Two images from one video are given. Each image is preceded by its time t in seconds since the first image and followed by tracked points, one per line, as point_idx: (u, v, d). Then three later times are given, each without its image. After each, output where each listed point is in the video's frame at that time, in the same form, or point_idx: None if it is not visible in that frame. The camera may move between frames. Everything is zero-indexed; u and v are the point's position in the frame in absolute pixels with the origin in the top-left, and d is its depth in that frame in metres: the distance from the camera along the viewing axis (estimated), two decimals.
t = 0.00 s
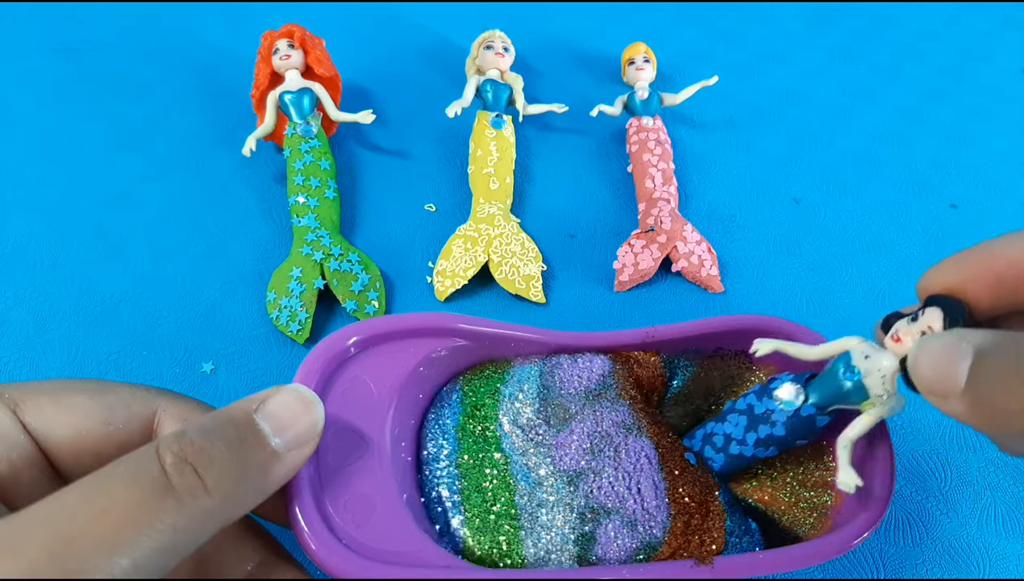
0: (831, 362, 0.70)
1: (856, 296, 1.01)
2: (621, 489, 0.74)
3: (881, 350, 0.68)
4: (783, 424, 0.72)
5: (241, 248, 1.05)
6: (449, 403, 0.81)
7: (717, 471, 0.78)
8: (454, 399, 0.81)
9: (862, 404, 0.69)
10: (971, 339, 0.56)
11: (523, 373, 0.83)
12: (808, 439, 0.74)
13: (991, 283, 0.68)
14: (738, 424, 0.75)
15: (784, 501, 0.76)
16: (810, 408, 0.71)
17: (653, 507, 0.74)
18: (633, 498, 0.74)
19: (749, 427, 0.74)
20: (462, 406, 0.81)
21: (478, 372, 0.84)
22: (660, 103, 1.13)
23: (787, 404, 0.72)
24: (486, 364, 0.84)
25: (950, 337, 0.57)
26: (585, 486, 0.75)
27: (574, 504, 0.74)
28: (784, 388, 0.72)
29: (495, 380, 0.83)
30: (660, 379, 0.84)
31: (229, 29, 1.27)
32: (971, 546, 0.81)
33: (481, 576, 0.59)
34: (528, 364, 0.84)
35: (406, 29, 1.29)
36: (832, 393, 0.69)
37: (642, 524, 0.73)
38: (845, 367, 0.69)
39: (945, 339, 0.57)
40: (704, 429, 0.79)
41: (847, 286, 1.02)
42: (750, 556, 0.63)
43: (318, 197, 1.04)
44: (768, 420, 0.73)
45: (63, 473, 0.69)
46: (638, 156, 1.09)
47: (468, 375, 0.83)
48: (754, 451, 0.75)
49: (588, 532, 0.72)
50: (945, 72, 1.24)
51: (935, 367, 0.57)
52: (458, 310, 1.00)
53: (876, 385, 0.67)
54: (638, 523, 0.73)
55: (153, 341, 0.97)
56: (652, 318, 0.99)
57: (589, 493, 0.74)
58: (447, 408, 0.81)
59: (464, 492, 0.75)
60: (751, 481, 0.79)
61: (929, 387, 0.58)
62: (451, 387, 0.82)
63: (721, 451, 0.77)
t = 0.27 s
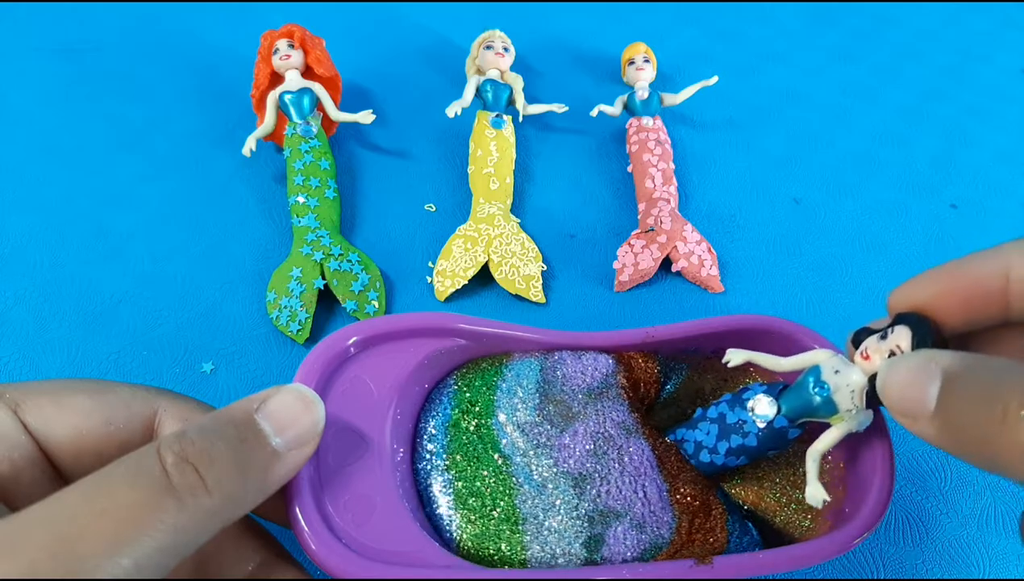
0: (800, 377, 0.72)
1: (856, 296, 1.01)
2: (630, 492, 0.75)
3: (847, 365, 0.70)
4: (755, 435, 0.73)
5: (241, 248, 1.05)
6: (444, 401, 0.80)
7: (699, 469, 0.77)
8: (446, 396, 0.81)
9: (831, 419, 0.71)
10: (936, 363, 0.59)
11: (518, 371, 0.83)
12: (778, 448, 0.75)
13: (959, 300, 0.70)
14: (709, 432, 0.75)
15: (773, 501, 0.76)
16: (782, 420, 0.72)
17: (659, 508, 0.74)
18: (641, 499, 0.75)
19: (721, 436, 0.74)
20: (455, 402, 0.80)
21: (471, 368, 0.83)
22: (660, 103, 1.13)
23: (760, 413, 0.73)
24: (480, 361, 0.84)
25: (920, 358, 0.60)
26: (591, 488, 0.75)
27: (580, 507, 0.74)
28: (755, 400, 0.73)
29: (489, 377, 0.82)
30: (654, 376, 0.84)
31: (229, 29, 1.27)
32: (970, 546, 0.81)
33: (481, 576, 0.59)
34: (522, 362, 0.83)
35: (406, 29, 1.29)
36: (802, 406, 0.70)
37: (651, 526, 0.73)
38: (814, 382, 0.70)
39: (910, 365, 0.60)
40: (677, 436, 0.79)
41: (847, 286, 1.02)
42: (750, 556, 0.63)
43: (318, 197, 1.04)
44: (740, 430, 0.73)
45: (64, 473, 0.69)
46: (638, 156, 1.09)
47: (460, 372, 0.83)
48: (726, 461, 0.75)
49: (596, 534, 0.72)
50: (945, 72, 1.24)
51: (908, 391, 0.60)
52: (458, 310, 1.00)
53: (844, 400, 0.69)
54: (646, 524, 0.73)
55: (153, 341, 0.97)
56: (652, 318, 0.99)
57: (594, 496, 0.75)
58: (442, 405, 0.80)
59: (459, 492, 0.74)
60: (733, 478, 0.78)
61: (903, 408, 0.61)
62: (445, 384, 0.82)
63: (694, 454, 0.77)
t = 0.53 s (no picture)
0: (807, 378, 0.74)
1: (856, 296, 1.01)
2: (637, 492, 0.75)
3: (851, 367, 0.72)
4: (764, 436, 0.74)
5: (242, 248, 1.05)
6: (449, 405, 0.81)
7: (705, 466, 0.78)
8: (449, 399, 0.81)
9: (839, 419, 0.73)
10: (936, 366, 0.59)
11: (519, 375, 0.83)
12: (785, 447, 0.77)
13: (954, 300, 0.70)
14: (718, 433, 0.76)
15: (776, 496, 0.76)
16: (792, 421, 0.74)
17: (670, 504, 0.75)
18: (649, 499, 0.75)
19: (732, 436, 0.75)
20: (460, 406, 0.81)
21: (474, 370, 0.84)
22: (660, 103, 1.13)
23: (769, 411, 0.74)
24: (479, 363, 0.84)
25: (919, 363, 0.60)
26: (597, 491, 0.75)
27: (587, 510, 0.74)
28: (763, 401, 0.75)
29: (490, 381, 0.83)
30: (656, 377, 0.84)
31: (229, 29, 1.27)
32: (971, 546, 0.81)
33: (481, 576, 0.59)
34: (522, 365, 0.84)
35: (406, 29, 1.29)
36: (808, 409, 0.73)
37: (660, 526, 0.73)
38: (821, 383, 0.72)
39: (910, 370, 0.60)
40: (686, 436, 0.79)
41: (848, 286, 1.02)
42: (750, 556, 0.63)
43: (318, 197, 1.04)
44: (751, 432, 0.75)
45: (64, 473, 0.69)
46: (638, 156, 1.09)
47: (461, 376, 0.83)
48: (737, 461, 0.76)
49: (602, 535, 0.73)
50: (945, 72, 1.24)
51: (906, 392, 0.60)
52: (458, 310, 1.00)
53: (850, 402, 0.71)
54: (656, 524, 0.73)
55: (154, 341, 0.97)
56: (652, 318, 0.99)
57: (601, 499, 0.75)
58: (448, 409, 0.81)
59: (464, 495, 0.75)
60: (742, 469, 0.78)
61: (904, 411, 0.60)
62: (446, 385, 0.82)
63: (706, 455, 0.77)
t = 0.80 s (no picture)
0: (907, 311, 0.64)
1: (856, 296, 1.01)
2: (635, 498, 0.74)
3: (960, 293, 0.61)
4: (858, 380, 0.67)
5: (242, 248, 1.05)
6: (452, 409, 0.81)
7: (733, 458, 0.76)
8: (459, 406, 0.81)
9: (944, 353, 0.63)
10: None
11: (528, 383, 0.83)
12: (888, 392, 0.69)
13: None
14: (811, 384, 0.71)
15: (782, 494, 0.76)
16: (885, 362, 0.66)
17: (673, 512, 0.74)
18: (648, 504, 0.74)
19: (823, 386, 0.70)
20: (466, 410, 0.81)
21: (478, 374, 0.84)
22: (660, 103, 1.13)
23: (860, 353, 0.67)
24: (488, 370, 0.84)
25: None
26: (601, 500, 0.75)
27: (590, 518, 0.74)
28: (855, 344, 0.68)
29: (500, 388, 0.83)
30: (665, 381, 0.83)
31: (229, 29, 1.27)
32: (971, 546, 0.81)
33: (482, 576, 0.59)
34: (531, 373, 0.84)
35: (406, 29, 1.29)
36: (910, 344, 0.63)
37: (657, 529, 0.73)
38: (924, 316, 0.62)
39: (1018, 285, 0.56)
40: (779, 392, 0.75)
41: (848, 286, 1.02)
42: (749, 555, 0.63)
43: (318, 197, 1.04)
44: (842, 378, 0.68)
45: (64, 473, 0.69)
46: (639, 156, 1.09)
47: (470, 380, 0.83)
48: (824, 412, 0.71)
49: (600, 540, 0.72)
50: (945, 72, 1.24)
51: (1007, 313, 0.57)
52: (458, 310, 1.00)
53: (960, 333, 0.60)
54: (652, 528, 0.73)
55: (153, 341, 0.97)
56: (652, 318, 0.99)
57: (604, 506, 0.74)
58: (450, 412, 0.81)
59: (473, 499, 0.75)
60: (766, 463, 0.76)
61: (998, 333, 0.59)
62: (456, 394, 0.82)
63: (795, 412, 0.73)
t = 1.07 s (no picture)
0: (956, 253, 0.61)
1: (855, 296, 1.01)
2: (638, 499, 0.74)
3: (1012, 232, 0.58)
4: (909, 334, 0.64)
5: (242, 248, 1.05)
6: (452, 410, 0.81)
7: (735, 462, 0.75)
8: (460, 408, 0.81)
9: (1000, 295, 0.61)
10: None
11: (532, 385, 0.83)
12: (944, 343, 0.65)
13: None
14: (861, 342, 0.68)
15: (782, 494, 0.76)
16: (937, 312, 0.62)
17: (670, 517, 0.73)
18: (650, 506, 0.73)
19: (873, 343, 0.66)
20: (470, 411, 0.81)
21: (482, 376, 0.84)
22: (660, 103, 1.13)
23: (910, 300, 0.63)
24: (490, 372, 0.84)
25: None
26: (607, 501, 0.74)
27: (595, 519, 0.73)
28: (902, 293, 0.64)
29: (503, 389, 0.82)
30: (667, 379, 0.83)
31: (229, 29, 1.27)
32: (971, 546, 0.81)
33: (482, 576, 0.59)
34: (534, 376, 0.83)
35: (406, 29, 1.29)
36: (961, 287, 0.60)
37: (656, 531, 0.72)
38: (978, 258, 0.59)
39: None
40: (824, 354, 0.71)
41: (848, 286, 1.02)
42: (750, 555, 0.63)
43: (318, 197, 1.04)
44: (892, 333, 0.65)
45: (64, 473, 0.69)
46: (639, 156, 1.09)
47: (473, 382, 0.83)
48: (875, 372, 0.67)
49: (600, 541, 0.72)
50: (945, 72, 1.24)
51: None
52: (458, 310, 1.00)
53: (1015, 271, 0.57)
54: (652, 528, 0.72)
55: (154, 341, 0.97)
56: (652, 318, 0.99)
57: (609, 507, 0.73)
58: (450, 413, 0.80)
59: (477, 500, 0.74)
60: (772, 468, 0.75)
61: None
62: (457, 396, 0.82)
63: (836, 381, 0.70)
